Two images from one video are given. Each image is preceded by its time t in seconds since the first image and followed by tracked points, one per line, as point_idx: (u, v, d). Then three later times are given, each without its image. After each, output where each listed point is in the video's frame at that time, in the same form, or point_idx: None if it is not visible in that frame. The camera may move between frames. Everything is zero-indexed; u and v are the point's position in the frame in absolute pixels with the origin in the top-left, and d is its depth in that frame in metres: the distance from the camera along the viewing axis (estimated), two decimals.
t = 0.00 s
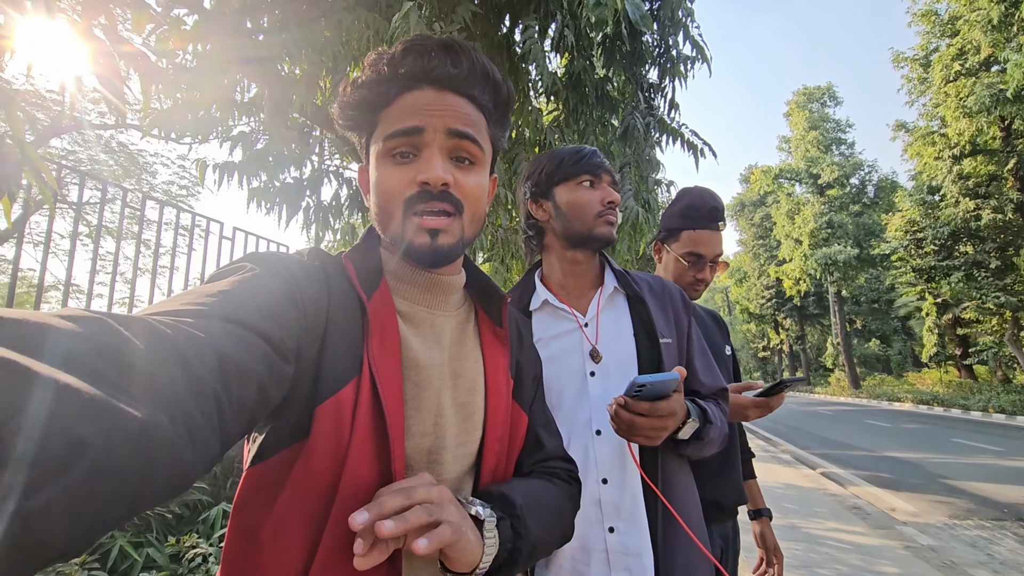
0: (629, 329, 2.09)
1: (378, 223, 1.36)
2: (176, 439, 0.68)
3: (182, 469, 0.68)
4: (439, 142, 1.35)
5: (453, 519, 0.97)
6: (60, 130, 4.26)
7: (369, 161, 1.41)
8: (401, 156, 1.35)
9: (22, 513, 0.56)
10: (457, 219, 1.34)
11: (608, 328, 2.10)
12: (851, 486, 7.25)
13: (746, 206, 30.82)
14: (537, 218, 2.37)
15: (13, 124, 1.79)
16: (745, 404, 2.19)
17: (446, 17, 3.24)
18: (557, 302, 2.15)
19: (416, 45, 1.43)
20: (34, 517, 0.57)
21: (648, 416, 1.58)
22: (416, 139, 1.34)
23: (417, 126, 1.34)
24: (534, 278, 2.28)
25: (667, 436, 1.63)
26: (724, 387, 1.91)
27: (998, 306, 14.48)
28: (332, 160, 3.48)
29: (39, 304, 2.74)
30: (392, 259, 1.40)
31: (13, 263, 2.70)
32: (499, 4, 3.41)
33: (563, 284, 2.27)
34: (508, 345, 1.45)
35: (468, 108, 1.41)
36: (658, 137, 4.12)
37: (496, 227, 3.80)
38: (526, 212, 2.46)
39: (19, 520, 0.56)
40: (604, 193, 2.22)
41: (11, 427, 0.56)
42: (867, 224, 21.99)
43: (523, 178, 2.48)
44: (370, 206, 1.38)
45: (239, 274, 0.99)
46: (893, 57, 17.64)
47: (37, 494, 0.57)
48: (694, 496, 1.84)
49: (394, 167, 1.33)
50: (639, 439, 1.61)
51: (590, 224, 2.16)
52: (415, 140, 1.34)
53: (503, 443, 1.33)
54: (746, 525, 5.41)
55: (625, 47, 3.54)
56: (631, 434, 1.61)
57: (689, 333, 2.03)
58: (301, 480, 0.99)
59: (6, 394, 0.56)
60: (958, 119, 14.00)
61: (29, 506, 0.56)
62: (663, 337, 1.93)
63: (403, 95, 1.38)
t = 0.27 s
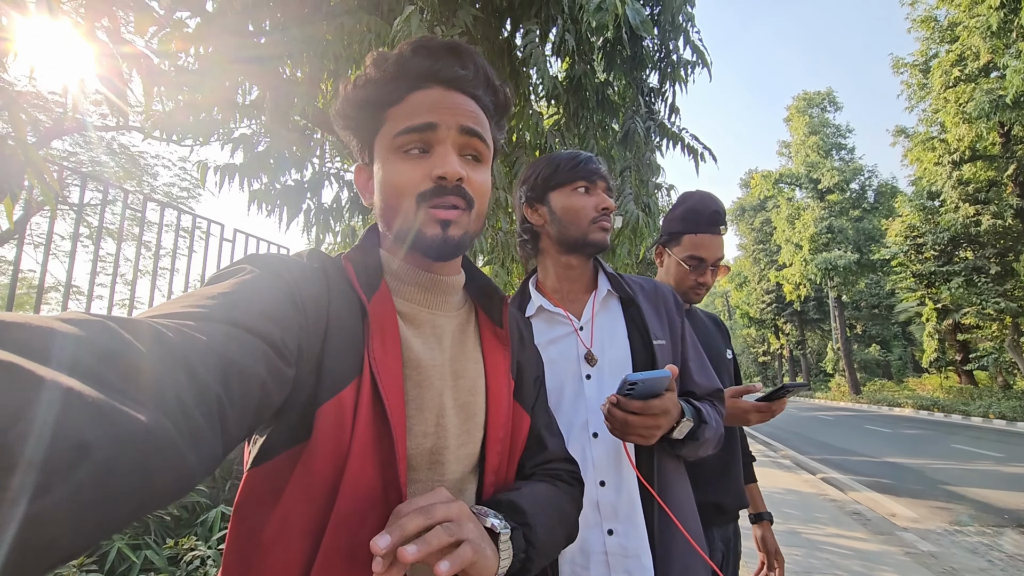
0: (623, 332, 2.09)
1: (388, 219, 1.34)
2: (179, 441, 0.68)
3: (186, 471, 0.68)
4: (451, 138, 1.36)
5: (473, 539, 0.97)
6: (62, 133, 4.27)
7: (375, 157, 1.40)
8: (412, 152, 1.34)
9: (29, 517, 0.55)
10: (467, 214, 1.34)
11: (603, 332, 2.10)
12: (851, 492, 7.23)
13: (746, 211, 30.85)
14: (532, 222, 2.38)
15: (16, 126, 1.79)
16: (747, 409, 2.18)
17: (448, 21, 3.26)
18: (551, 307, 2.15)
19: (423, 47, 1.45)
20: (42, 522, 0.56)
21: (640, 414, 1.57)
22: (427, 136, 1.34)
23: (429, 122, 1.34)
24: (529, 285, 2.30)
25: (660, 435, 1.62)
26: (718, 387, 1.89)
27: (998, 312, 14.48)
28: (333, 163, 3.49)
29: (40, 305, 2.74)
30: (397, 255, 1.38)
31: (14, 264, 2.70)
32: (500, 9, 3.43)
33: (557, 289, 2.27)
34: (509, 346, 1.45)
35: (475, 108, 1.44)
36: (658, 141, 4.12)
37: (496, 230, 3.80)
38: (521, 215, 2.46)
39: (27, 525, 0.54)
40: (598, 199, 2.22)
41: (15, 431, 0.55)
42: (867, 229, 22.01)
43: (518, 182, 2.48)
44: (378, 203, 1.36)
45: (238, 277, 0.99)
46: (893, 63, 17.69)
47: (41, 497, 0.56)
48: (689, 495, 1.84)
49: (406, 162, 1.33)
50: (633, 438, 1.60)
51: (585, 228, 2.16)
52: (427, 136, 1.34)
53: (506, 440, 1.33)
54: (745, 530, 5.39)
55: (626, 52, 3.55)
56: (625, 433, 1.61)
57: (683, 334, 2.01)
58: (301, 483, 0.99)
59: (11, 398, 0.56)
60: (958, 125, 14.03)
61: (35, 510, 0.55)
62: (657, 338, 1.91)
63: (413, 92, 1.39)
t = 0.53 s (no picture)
0: (624, 338, 2.09)
1: (418, 221, 1.34)
2: (177, 451, 0.67)
3: (183, 481, 0.68)
4: (489, 154, 1.42)
5: (563, 518, 1.13)
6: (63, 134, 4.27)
7: (406, 155, 1.38)
8: (448, 160, 1.36)
9: (31, 530, 0.54)
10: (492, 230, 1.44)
11: (604, 340, 2.10)
12: (850, 499, 7.21)
13: (745, 216, 30.92)
14: (533, 229, 2.39)
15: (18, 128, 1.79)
16: (750, 417, 2.14)
17: (450, 26, 3.27)
18: (554, 315, 2.15)
19: (457, 59, 1.48)
20: (43, 534, 0.55)
21: (646, 423, 1.57)
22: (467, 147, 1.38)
23: (472, 136, 1.38)
24: (530, 291, 2.30)
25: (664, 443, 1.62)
26: (714, 396, 1.88)
27: (996, 319, 14.49)
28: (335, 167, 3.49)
29: (39, 307, 2.73)
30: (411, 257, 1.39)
31: (14, 265, 2.70)
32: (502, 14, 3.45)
33: (558, 295, 2.26)
34: (510, 349, 1.45)
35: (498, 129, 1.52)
36: (658, 147, 4.10)
37: (496, 235, 3.81)
38: (522, 222, 2.47)
39: (29, 540, 0.54)
40: (599, 207, 2.23)
41: (15, 442, 0.54)
42: (866, 236, 22.05)
43: (519, 189, 2.49)
44: (409, 204, 1.35)
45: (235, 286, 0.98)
46: (892, 70, 17.78)
47: (43, 509, 0.55)
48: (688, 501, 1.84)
49: (444, 169, 1.35)
50: (637, 446, 1.60)
51: (586, 236, 2.17)
52: (466, 147, 1.37)
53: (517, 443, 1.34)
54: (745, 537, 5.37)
55: (627, 58, 3.56)
56: (629, 441, 1.61)
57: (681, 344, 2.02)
58: (301, 490, 0.99)
59: (13, 410, 0.55)
60: (956, 132, 14.09)
61: (36, 523, 0.55)
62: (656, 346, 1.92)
63: (452, 102, 1.42)
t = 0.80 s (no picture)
0: (624, 340, 2.09)
1: (417, 221, 1.35)
2: (179, 450, 0.68)
3: (185, 480, 0.68)
4: (488, 154, 1.42)
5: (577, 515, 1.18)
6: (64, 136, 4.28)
7: (404, 157, 1.38)
8: (448, 161, 1.37)
9: (37, 527, 0.54)
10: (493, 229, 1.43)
11: (605, 342, 2.10)
12: (851, 502, 7.19)
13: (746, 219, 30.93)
14: (536, 230, 2.39)
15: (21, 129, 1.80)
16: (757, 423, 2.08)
17: (451, 28, 3.28)
18: (556, 315, 2.15)
19: (458, 62, 1.49)
20: (46, 532, 0.55)
21: (644, 423, 1.57)
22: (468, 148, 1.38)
23: (470, 136, 1.39)
24: (532, 291, 2.29)
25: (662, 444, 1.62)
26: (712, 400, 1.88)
27: (997, 322, 14.47)
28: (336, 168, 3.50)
29: (40, 308, 2.74)
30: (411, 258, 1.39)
31: (15, 266, 2.70)
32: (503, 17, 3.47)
33: (560, 296, 2.27)
34: (509, 349, 1.45)
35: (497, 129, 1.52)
36: (658, 149, 4.13)
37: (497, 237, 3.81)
38: (525, 223, 2.48)
39: (35, 538, 0.54)
40: (602, 209, 2.23)
41: (19, 439, 0.54)
42: (866, 238, 22.04)
43: (523, 190, 2.50)
44: (409, 204, 1.36)
45: (236, 285, 0.98)
46: (892, 73, 17.81)
47: (46, 507, 0.55)
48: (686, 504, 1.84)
49: (444, 169, 1.35)
50: (635, 446, 1.60)
51: (589, 238, 2.17)
52: (466, 148, 1.38)
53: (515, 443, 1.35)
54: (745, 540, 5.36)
55: (627, 61, 3.57)
56: (628, 441, 1.61)
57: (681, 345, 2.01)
58: (302, 490, 0.99)
59: (17, 407, 0.55)
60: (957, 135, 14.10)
61: (40, 520, 0.55)
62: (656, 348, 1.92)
63: (451, 103, 1.42)
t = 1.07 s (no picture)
0: (623, 342, 2.09)
1: (403, 222, 1.35)
2: (174, 449, 0.68)
3: (181, 479, 0.68)
4: (473, 151, 1.40)
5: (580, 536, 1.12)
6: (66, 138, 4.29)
7: (390, 158, 1.38)
8: (432, 160, 1.36)
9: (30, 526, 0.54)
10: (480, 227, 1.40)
11: (603, 343, 2.10)
12: (853, 503, 7.18)
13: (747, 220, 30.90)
14: (536, 231, 2.40)
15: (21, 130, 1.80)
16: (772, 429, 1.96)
17: (451, 30, 3.28)
18: (554, 316, 2.15)
19: (441, 62, 1.49)
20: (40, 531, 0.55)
21: (638, 425, 1.57)
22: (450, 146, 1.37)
23: (456, 134, 1.38)
24: (532, 291, 2.29)
25: (657, 446, 1.62)
26: (712, 402, 1.88)
27: (999, 322, 14.44)
28: (336, 170, 3.50)
29: (41, 309, 2.74)
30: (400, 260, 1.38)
31: (16, 268, 2.70)
32: (502, 18, 3.47)
33: (559, 296, 2.27)
34: (507, 349, 1.45)
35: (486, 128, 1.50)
36: (659, 150, 4.12)
37: (497, 238, 3.81)
38: (525, 225, 2.49)
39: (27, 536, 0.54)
40: (602, 210, 2.23)
41: (15, 439, 0.55)
42: (867, 239, 22.01)
43: (523, 191, 2.51)
44: (393, 206, 1.36)
45: (232, 284, 0.99)
46: (893, 74, 17.80)
47: (40, 506, 0.56)
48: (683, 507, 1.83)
49: (428, 169, 1.35)
50: (630, 449, 1.61)
51: (588, 239, 2.17)
52: (449, 146, 1.37)
53: (513, 443, 1.35)
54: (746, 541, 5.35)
55: (627, 61, 3.57)
56: (622, 443, 1.61)
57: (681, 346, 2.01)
58: (298, 489, 0.99)
59: (12, 406, 0.56)
60: (958, 135, 14.09)
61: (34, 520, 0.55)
62: (654, 350, 1.92)
63: (438, 103, 1.42)
